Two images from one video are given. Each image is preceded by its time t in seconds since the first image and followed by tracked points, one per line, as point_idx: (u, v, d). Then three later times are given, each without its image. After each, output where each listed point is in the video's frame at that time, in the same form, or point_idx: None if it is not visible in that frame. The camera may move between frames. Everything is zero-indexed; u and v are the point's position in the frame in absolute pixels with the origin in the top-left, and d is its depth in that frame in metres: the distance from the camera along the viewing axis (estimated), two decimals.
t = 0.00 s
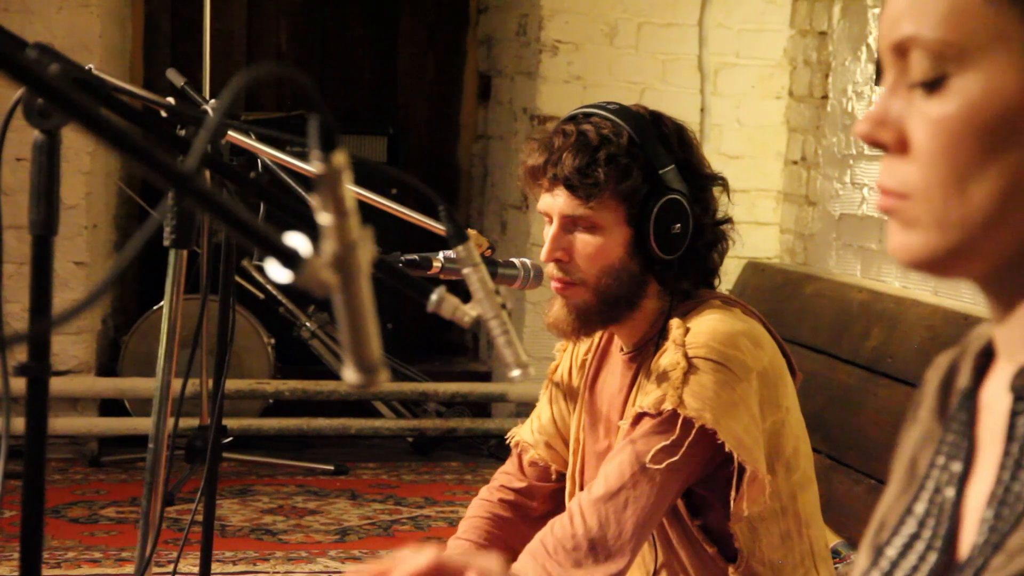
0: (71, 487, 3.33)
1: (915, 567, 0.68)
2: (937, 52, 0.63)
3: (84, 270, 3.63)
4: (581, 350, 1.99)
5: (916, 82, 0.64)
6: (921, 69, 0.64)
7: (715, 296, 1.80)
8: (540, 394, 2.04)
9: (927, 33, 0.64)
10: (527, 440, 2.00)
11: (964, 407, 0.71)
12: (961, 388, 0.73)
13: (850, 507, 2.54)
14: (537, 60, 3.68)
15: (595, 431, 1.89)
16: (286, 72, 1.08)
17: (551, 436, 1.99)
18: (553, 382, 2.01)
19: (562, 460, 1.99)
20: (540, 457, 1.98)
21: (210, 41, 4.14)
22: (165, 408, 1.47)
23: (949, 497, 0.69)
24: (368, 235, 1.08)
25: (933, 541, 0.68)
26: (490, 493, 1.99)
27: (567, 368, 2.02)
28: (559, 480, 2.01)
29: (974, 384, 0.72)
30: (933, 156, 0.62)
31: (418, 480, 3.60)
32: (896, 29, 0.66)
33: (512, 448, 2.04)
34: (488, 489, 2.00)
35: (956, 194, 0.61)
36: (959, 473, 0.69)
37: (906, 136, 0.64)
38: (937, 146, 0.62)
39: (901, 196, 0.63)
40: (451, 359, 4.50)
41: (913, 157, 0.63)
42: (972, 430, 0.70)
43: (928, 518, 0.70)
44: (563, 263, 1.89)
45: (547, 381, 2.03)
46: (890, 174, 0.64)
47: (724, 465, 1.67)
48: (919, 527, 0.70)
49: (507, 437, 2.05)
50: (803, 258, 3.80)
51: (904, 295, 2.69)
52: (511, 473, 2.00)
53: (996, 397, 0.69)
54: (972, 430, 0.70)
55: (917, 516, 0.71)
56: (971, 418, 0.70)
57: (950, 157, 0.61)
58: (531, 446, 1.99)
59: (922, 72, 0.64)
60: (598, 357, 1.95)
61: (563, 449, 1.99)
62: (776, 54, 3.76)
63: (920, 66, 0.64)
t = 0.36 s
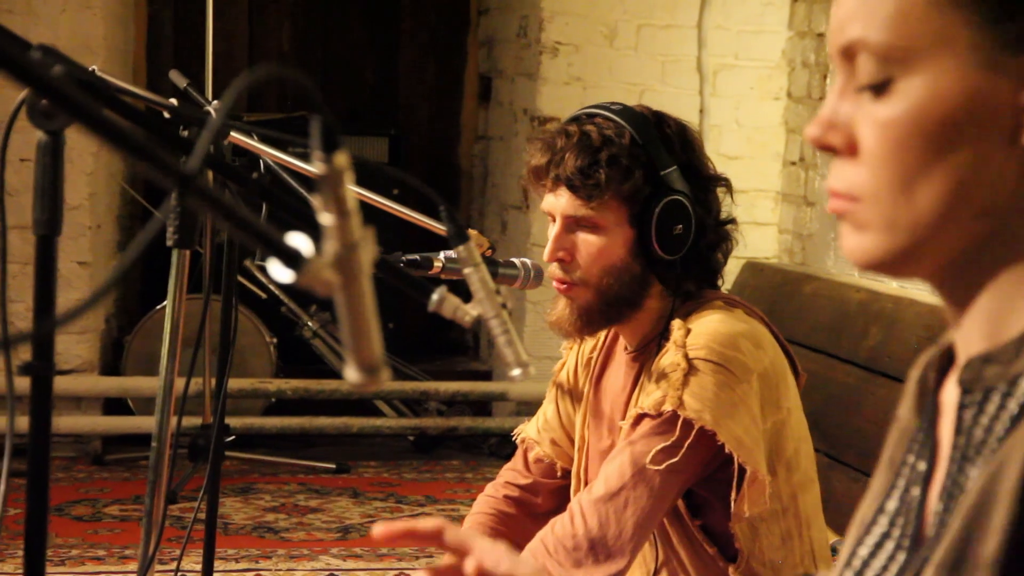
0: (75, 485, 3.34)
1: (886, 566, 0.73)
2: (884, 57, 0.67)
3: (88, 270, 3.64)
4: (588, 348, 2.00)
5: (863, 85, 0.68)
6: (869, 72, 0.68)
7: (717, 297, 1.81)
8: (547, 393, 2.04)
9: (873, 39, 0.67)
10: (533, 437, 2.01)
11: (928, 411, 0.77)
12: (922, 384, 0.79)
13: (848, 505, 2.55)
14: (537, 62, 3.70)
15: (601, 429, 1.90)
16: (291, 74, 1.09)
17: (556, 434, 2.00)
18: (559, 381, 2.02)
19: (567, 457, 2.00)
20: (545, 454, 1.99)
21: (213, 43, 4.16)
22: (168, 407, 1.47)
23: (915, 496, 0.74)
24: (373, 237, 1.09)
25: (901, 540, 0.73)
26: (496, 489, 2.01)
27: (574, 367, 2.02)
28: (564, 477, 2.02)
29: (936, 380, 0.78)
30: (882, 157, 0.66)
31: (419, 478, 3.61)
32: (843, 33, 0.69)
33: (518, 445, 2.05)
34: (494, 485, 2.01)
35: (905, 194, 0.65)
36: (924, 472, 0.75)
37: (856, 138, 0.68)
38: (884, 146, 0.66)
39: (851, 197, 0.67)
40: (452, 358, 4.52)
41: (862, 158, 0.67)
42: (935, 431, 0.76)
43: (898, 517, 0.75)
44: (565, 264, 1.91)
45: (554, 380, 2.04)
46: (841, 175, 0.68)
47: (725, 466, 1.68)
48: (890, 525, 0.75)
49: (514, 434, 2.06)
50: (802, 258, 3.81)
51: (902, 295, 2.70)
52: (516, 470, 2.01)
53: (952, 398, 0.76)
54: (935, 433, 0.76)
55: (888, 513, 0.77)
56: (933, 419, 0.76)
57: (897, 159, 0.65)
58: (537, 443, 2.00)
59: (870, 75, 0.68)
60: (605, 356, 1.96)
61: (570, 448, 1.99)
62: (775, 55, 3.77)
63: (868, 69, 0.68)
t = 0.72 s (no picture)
0: (81, 482, 3.36)
1: (865, 556, 0.84)
2: (846, 73, 0.80)
3: (95, 270, 3.66)
4: (578, 346, 2.01)
5: (827, 98, 0.81)
6: (833, 85, 0.81)
7: (715, 296, 1.83)
8: (537, 388, 2.05)
9: (837, 54, 0.80)
10: (525, 435, 2.01)
11: (902, 408, 0.90)
12: (899, 388, 0.92)
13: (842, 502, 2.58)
14: (537, 64, 3.72)
15: (595, 427, 1.92)
16: (293, 76, 1.10)
17: (548, 431, 2.00)
18: (549, 377, 2.03)
19: (558, 453, 2.02)
20: (538, 451, 2.00)
21: (217, 45, 4.17)
22: (173, 405, 1.49)
23: (890, 490, 0.86)
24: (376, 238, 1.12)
25: (877, 531, 0.85)
26: (489, 485, 2.03)
27: (564, 363, 2.03)
28: (557, 473, 2.04)
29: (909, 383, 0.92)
30: (850, 166, 0.79)
31: (421, 476, 3.63)
32: (809, 48, 0.82)
33: (510, 442, 2.06)
34: (487, 482, 2.04)
35: (874, 200, 0.79)
36: (898, 467, 0.87)
37: (823, 148, 0.81)
38: (851, 155, 0.79)
39: (824, 205, 0.81)
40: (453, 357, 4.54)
41: (831, 167, 0.81)
42: (907, 428, 0.88)
43: (871, 510, 0.87)
44: (568, 263, 1.93)
45: (543, 376, 2.05)
46: (813, 184, 0.82)
47: (725, 462, 1.70)
48: (864, 517, 0.87)
49: (505, 431, 2.07)
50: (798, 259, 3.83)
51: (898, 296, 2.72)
52: (509, 467, 2.03)
53: (926, 395, 0.89)
54: (908, 430, 0.88)
55: (862, 507, 0.88)
56: (907, 415, 0.89)
57: (862, 167, 0.79)
58: (530, 441, 2.01)
59: (834, 88, 0.81)
60: (597, 354, 1.98)
61: (562, 445, 2.01)
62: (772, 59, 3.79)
63: (831, 82, 0.81)
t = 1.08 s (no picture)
0: (91, 478, 3.39)
1: (872, 557, 0.80)
2: (844, 96, 0.75)
3: (103, 270, 3.69)
4: (578, 346, 2.05)
5: (826, 120, 0.76)
6: (830, 108, 0.76)
7: (708, 294, 1.86)
8: (538, 389, 2.09)
9: (832, 76, 0.75)
10: (525, 433, 2.04)
11: (909, 412, 0.86)
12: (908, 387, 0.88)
13: (836, 498, 2.61)
14: (537, 68, 3.75)
15: (592, 425, 1.95)
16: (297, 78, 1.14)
17: (548, 429, 2.04)
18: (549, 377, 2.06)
19: (558, 451, 2.05)
20: (537, 449, 2.03)
21: (224, 50, 4.21)
22: (180, 403, 1.53)
23: (897, 490, 0.82)
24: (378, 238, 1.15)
25: (884, 531, 0.80)
26: (491, 483, 2.07)
27: (564, 364, 2.07)
28: (557, 471, 2.07)
29: (917, 385, 0.87)
30: (852, 189, 0.74)
31: (424, 472, 3.66)
32: (804, 71, 0.77)
33: (511, 441, 2.09)
34: (488, 479, 2.07)
35: (878, 223, 0.73)
36: (906, 469, 0.82)
37: (824, 169, 0.76)
38: (853, 178, 0.74)
39: (826, 226, 0.76)
40: (455, 356, 4.57)
41: (832, 190, 0.75)
42: (916, 430, 0.84)
43: (880, 512, 0.82)
44: (564, 261, 1.96)
45: (544, 376, 2.09)
46: (813, 206, 0.77)
47: (718, 456, 1.74)
48: (872, 520, 0.82)
49: (506, 430, 2.11)
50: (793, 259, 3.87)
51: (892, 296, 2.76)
52: (509, 464, 2.07)
53: (932, 398, 0.84)
54: (916, 432, 0.84)
55: (872, 510, 0.83)
56: (915, 419, 0.85)
57: (865, 190, 0.74)
58: (530, 439, 2.04)
59: (831, 111, 0.75)
60: (596, 352, 2.02)
61: (561, 442, 2.04)
62: (766, 63, 3.83)
63: (828, 105, 0.76)
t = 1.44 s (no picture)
0: (101, 474, 3.43)
1: (908, 545, 0.74)
2: (920, 93, 0.69)
3: (114, 271, 3.73)
4: (588, 347, 2.09)
5: (899, 120, 0.71)
6: (903, 108, 0.70)
7: (707, 297, 1.90)
8: (551, 391, 2.14)
9: (908, 75, 0.69)
10: (536, 431, 2.10)
11: (955, 403, 0.79)
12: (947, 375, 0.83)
13: (831, 492, 2.64)
14: (537, 74, 3.78)
15: (598, 423, 1.99)
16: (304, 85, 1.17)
17: (557, 428, 2.09)
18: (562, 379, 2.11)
19: (567, 449, 2.09)
20: (548, 447, 2.08)
21: (231, 55, 4.25)
22: (188, 401, 1.56)
23: (939, 481, 0.76)
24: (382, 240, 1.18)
25: (922, 521, 0.75)
26: (501, 480, 2.10)
27: (575, 365, 2.11)
28: (566, 469, 2.11)
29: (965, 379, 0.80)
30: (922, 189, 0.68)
31: (427, 468, 3.70)
32: (877, 69, 0.71)
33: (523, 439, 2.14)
34: (500, 476, 2.11)
35: (948, 224, 0.67)
36: (949, 459, 0.76)
37: (895, 169, 0.70)
38: (924, 178, 0.68)
39: (893, 224, 0.70)
40: (456, 354, 4.61)
41: (902, 190, 0.70)
42: (962, 421, 0.78)
43: (919, 502, 0.76)
44: (562, 264, 2.00)
45: (558, 378, 2.13)
46: (881, 204, 0.71)
47: (712, 455, 1.77)
48: (911, 509, 0.77)
49: (519, 428, 2.16)
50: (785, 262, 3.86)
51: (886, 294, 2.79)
52: (520, 462, 2.10)
53: (985, 392, 0.77)
54: (963, 423, 0.78)
55: (910, 499, 0.77)
56: (962, 411, 0.78)
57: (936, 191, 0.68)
58: (539, 437, 2.09)
59: (906, 110, 0.70)
60: (604, 353, 2.06)
61: (570, 441, 2.08)
62: (760, 69, 3.87)
63: (903, 106, 0.70)
